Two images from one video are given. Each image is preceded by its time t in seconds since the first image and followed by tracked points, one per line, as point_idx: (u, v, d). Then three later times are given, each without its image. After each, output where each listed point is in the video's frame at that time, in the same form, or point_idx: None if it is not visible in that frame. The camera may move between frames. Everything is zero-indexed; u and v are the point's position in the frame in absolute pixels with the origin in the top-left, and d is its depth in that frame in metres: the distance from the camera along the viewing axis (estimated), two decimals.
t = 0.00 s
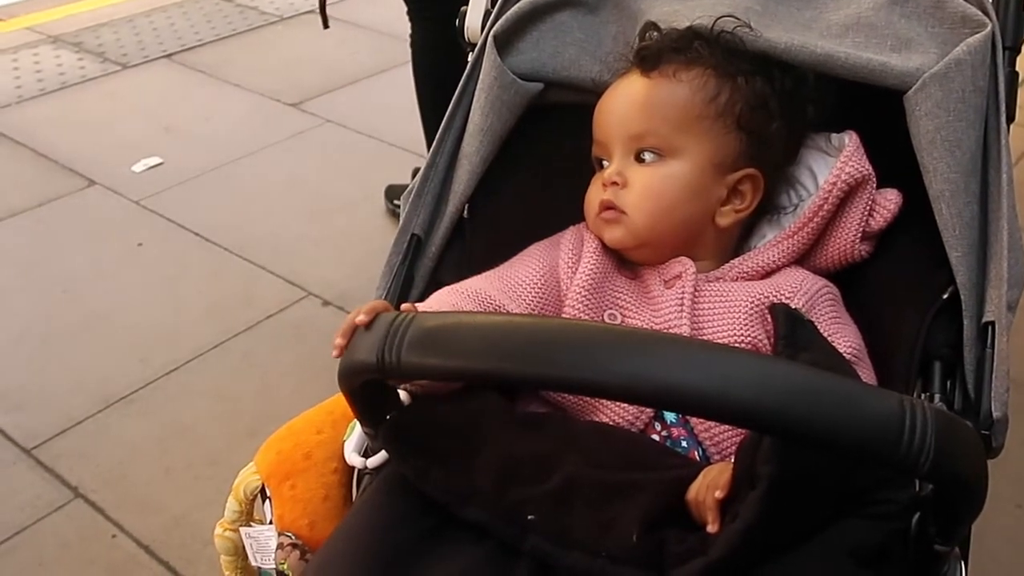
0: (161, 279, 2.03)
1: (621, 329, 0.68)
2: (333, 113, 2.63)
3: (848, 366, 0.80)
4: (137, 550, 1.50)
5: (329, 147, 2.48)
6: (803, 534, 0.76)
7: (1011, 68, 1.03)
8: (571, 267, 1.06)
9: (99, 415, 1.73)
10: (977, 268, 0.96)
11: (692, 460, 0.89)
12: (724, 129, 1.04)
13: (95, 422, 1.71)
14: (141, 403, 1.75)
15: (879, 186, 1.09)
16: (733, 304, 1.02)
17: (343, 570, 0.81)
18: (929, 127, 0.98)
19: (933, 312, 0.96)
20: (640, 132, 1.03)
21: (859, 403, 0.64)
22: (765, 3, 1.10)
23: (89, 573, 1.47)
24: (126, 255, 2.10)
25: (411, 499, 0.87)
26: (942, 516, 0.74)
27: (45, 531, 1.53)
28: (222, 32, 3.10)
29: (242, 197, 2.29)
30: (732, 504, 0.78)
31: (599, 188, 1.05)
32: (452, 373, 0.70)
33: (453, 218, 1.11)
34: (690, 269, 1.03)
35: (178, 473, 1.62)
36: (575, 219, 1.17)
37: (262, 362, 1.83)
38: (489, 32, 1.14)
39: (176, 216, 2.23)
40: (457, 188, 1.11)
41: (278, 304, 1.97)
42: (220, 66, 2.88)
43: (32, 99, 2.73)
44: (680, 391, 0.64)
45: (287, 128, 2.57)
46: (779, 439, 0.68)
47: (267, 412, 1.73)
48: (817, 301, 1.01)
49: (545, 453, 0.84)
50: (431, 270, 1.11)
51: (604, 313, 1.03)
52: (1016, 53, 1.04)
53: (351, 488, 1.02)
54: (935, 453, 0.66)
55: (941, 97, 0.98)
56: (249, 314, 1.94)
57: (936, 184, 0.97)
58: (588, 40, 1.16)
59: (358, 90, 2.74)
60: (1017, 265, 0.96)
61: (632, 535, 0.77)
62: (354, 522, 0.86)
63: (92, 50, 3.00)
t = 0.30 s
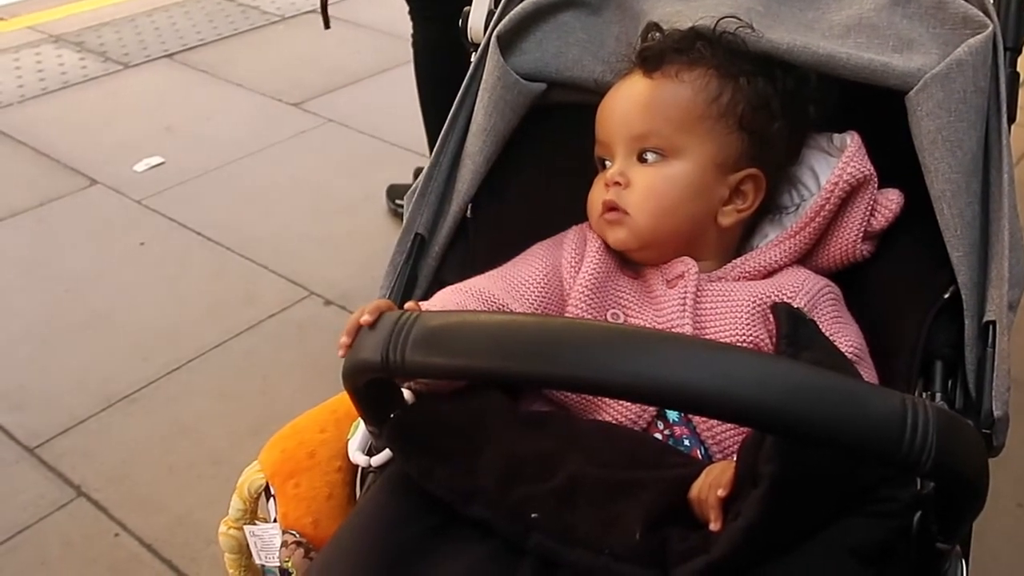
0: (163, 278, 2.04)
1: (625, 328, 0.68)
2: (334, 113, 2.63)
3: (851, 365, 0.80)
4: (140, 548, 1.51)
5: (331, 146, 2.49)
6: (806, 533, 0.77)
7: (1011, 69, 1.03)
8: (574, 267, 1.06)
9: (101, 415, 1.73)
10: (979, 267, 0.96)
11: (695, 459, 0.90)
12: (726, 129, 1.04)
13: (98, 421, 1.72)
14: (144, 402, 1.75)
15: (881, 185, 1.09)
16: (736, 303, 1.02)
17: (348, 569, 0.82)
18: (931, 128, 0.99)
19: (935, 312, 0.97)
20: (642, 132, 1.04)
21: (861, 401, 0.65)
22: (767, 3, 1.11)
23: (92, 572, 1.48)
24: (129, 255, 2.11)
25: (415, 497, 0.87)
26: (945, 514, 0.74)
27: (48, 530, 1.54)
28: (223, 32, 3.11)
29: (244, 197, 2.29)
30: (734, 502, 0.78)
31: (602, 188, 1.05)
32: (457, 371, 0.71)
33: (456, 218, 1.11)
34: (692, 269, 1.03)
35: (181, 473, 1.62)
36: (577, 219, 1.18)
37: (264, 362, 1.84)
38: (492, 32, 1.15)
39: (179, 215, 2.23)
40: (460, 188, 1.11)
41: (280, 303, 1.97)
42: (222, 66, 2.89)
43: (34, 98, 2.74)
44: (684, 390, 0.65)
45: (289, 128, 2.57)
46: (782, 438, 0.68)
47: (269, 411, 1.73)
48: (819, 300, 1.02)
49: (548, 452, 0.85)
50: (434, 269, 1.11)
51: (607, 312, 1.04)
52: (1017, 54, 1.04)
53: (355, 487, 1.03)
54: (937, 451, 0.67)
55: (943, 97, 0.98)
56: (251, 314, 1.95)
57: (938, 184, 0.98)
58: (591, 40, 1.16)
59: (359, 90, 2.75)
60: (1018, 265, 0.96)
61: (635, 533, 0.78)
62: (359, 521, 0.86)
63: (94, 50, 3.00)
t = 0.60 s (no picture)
0: (165, 278, 2.04)
1: (626, 328, 0.68)
2: (336, 114, 2.64)
3: (852, 364, 0.80)
4: (142, 548, 1.51)
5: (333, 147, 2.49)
6: (807, 533, 0.77)
7: (1012, 71, 1.03)
8: (576, 267, 1.07)
9: (103, 414, 1.74)
10: (978, 268, 0.96)
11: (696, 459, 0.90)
12: (727, 130, 1.04)
13: (100, 421, 1.72)
14: (146, 402, 1.76)
15: (881, 186, 1.10)
16: (737, 303, 1.02)
17: (350, 568, 0.82)
18: (931, 129, 0.99)
19: (935, 312, 0.97)
20: (643, 133, 1.04)
21: (862, 400, 0.65)
22: (767, 5, 1.12)
23: (94, 571, 1.48)
24: (131, 255, 2.11)
25: (417, 497, 0.87)
26: (945, 515, 0.75)
27: (50, 530, 1.54)
28: (225, 33, 3.11)
29: (246, 197, 2.30)
30: (735, 502, 0.79)
31: (603, 189, 1.05)
32: (459, 371, 0.71)
33: (458, 218, 1.11)
34: (693, 269, 1.04)
35: (183, 472, 1.63)
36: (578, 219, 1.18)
37: (266, 362, 1.84)
38: (494, 34, 1.15)
39: (181, 216, 2.23)
40: (462, 189, 1.11)
41: (281, 304, 1.97)
42: (224, 66, 2.89)
43: (36, 98, 2.74)
44: (685, 389, 0.65)
45: (290, 128, 2.57)
46: (784, 437, 0.69)
47: (271, 411, 1.74)
48: (819, 301, 1.02)
49: (549, 452, 0.85)
50: (436, 269, 1.11)
51: (608, 313, 1.04)
52: (1017, 55, 1.05)
53: (357, 487, 1.03)
54: (938, 451, 0.67)
55: (943, 99, 0.99)
56: (253, 314, 1.95)
57: (938, 184, 0.98)
58: (593, 42, 1.17)
59: (360, 90, 2.75)
60: (1018, 266, 0.97)
61: (636, 532, 0.78)
62: (361, 520, 0.87)
63: (96, 50, 3.01)
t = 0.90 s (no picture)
0: (165, 279, 2.05)
1: (627, 329, 0.69)
2: (336, 115, 2.64)
3: (850, 365, 0.81)
4: (142, 548, 1.52)
5: (333, 148, 2.50)
6: (807, 532, 0.78)
7: (1011, 73, 1.04)
8: (576, 268, 1.07)
9: (103, 415, 1.74)
10: (976, 270, 0.97)
11: (696, 459, 0.91)
12: (726, 132, 1.05)
13: (100, 422, 1.73)
14: (146, 403, 1.76)
15: (880, 189, 1.10)
16: (736, 304, 1.03)
17: (352, 568, 0.83)
18: (929, 131, 0.99)
19: (934, 313, 0.97)
20: (643, 135, 1.04)
21: (862, 400, 0.66)
22: (767, 8, 1.12)
23: (94, 571, 1.49)
24: (130, 256, 2.11)
25: (418, 497, 0.88)
26: (944, 514, 0.75)
27: (50, 530, 1.55)
28: (224, 34, 3.12)
29: (245, 198, 2.30)
30: (735, 502, 0.79)
31: (603, 191, 1.06)
32: (461, 372, 0.72)
33: (458, 219, 1.11)
34: (693, 271, 1.04)
35: (183, 473, 1.63)
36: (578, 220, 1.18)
37: (265, 362, 1.84)
38: (494, 36, 1.16)
39: (180, 217, 2.24)
40: (463, 191, 1.12)
41: (281, 305, 1.98)
42: (223, 68, 2.90)
43: (35, 100, 2.75)
44: (685, 389, 0.66)
45: (290, 129, 2.58)
46: (783, 437, 0.69)
47: (271, 412, 1.74)
48: (818, 302, 1.02)
49: (549, 453, 0.85)
50: (437, 270, 1.11)
51: (608, 314, 1.05)
52: (1016, 58, 1.06)
53: (359, 487, 1.03)
54: (937, 451, 0.68)
55: (941, 101, 0.99)
56: (252, 315, 1.96)
57: (936, 186, 0.98)
58: (593, 44, 1.17)
59: (360, 92, 2.76)
60: (1016, 268, 0.97)
61: (637, 532, 0.79)
62: (362, 520, 0.87)
63: (96, 51, 3.01)
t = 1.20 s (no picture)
0: (163, 282, 2.05)
1: (626, 331, 0.69)
2: (334, 118, 2.64)
3: (848, 367, 0.81)
4: (140, 550, 1.52)
5: (331, 151, 2.50)
6: (805, 534, 0.78)
7: (1006, 75, 1.03)
8: (575, 271, 1.07)
9: (102, 417, 1.74)
10: (974, 273, 0.97)
11: (694, 460, 0.91)
12: (724, 135, 1.05)
13: (98, 424, 1.73)
14: (144, 405, 1.76)
15: (878, 192, 1.10)
16: (735, 307, 1.03)
17: (351, 570, 0.83)
18: (926, 134, 1.00)
19: (931, 316, 0.98)
20: (642, 138, 1.05)
21: (859, 402, 0.66)
22: (765, 11, 1.12)
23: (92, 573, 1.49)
24: (128, 258, 2.12)
25: (418, 498, 0.88)
26: (942, 516, 0.75)
27: (48, 532, 1.55)
28: (223, 36, 3.12)
29: (243, 200, 2.30)
30: (734, 503, 0.79)
31: (602, 193, 1.06)
32: (461, 374, 0.72)
33: (458, 222, 1.11)
34: (691, 274, 1.05)
35: (181, 475, 1.63)
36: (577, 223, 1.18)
37: (264, 365, 1.85)
38: (493, 39, 1.16)
39: (178, 219, 2.24)
40: (462, 193, 1.12)
41: (279, 307, 1.98)
42: (221, 70, 2.90)
43: (33, 102, 2.75)
44: (685, 392, 0.66)
45: (288, 132, 2.58)
46: (781, 438, 0.70)
47: (270, 414, 1.74)
48: (816, 304, 1.03)
49: (548, 454, 0.86)
50: (436, 273, 1.12)
51: (607, 316, 1.05)
52: (1011, 62, 1.05)
53: (358, 488, 1.03)
54: (934, 452, 0.68)
55: (939, 104, 1.00)
56: (251, 317, 1.96)
57: (934, 189, 0.99)
58: (591, 47, 1.18)
59: (359, 94, 2.76)
60: (1013, 271, 0.97)
61: (635, 533, 0.79)
62: (362, 522, 0.87)
63: (94, 54, 3.02)
